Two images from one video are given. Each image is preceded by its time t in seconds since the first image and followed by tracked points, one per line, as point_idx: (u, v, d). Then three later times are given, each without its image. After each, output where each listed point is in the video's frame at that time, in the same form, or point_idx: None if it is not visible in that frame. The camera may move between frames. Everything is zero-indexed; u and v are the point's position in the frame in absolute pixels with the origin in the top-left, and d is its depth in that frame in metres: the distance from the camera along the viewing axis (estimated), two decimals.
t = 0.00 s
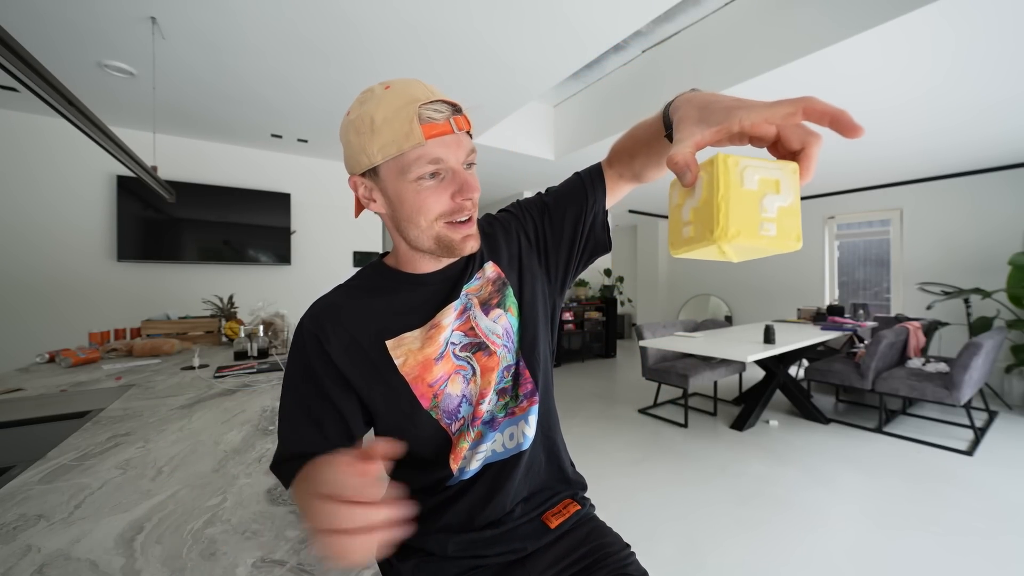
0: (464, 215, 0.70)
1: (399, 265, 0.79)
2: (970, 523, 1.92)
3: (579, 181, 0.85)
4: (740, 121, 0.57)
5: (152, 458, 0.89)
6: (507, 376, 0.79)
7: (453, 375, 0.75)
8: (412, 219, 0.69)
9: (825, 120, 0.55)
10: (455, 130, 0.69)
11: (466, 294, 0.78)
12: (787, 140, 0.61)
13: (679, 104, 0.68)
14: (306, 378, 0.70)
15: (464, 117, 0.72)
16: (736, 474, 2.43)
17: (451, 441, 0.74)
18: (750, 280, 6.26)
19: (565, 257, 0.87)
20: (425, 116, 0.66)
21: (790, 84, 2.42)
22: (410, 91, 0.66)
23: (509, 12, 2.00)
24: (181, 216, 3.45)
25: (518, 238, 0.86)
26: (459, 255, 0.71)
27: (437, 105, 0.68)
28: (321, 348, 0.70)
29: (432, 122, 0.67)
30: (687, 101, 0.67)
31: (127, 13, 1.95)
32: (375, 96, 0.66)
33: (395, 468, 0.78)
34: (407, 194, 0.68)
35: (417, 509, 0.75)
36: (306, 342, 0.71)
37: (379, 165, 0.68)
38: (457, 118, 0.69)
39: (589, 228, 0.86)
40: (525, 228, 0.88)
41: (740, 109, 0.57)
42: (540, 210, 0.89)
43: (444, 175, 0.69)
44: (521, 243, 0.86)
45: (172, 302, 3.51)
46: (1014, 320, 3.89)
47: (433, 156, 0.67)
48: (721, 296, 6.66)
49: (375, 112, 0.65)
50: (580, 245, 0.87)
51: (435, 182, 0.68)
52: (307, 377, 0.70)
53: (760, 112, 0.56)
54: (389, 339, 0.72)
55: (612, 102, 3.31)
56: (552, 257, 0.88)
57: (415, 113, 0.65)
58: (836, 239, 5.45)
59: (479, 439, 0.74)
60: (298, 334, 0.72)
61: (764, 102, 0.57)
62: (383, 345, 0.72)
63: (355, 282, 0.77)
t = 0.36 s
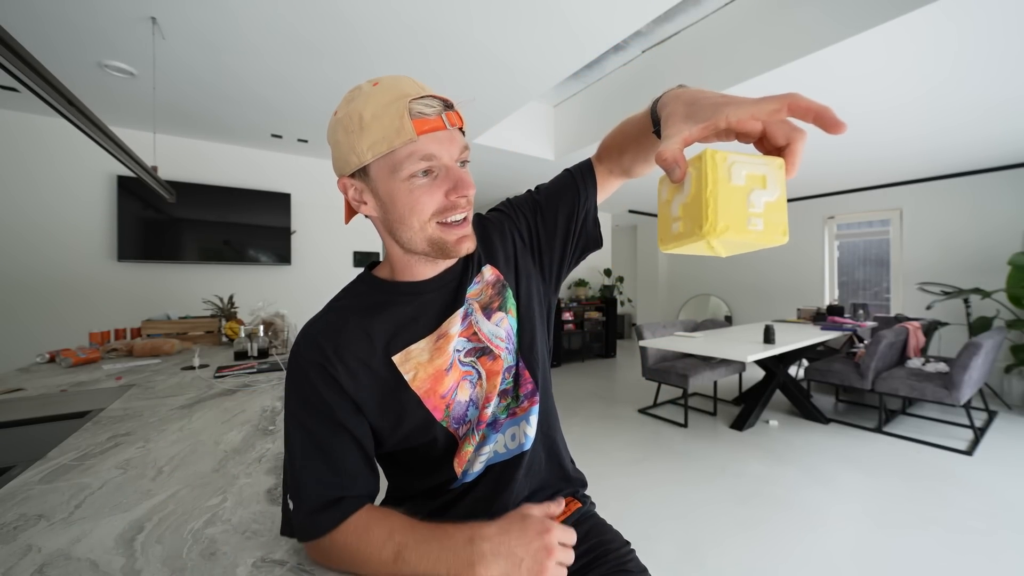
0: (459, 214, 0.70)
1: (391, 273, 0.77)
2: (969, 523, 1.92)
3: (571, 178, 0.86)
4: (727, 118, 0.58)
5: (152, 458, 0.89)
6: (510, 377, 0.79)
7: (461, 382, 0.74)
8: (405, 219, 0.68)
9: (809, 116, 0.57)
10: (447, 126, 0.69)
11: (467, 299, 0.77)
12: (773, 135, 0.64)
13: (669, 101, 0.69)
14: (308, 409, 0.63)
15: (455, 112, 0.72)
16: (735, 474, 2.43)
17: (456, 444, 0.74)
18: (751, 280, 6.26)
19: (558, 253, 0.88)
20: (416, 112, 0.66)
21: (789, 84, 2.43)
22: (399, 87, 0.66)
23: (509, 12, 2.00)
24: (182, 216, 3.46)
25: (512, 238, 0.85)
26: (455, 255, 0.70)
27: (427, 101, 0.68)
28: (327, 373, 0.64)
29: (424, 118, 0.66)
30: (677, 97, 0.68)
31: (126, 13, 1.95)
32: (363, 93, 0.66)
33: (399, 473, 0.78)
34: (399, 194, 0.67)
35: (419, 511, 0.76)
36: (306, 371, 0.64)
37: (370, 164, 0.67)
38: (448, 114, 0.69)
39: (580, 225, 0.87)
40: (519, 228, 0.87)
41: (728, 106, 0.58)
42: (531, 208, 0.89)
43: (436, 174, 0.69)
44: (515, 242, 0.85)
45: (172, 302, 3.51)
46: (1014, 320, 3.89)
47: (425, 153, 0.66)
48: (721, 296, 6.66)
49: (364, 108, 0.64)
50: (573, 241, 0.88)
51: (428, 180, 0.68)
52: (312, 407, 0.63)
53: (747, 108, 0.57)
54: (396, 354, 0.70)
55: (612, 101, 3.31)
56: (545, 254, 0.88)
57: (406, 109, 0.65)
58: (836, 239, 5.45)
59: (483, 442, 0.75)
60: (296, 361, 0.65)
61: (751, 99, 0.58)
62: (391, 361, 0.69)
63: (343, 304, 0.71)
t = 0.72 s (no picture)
0: (446, 233, 0.67)
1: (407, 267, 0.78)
2: (970, 523, 1.92)
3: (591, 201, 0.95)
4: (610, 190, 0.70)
5: (152, 458, 0.89)
6: (521, 392, 0.81)
7: (465, 390, 0.74)
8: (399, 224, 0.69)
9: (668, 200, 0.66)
10: (447, 140, 0.64)
11: (483, 306, 0.78)
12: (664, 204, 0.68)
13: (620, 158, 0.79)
14: (333, 381, 0.62)
15: (469, 122, 0.65)
16: (735, 474, 2.43)
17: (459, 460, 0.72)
18: (751, 280, 6.26)
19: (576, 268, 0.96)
20: (415, 121, 0.63)
21: (787, 85, 2.44)
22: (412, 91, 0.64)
23: (508, 13, 2.00)
24: (182, 216, 3.46)
25: (539, 248, 0.91)
26: (438, 270, 0.70)
27: (436, 111, 0.63)
28: (346, 353, 0.65)
29: (423, 128, 0.63)
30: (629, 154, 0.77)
31: (125, 13, 1.95)
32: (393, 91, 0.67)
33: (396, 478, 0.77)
34: (397, 199, 0.68)
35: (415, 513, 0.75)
36: (327, 350, 0.64)
37: (380, 163, 0.68)
38: (455, 127, 0.64)
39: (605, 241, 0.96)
40: (549, 235, 0.94)
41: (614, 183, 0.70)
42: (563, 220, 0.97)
43: (431, 186, 0.66)
44: (542, 253, 0.92)
45: (172, 302, 3.51)
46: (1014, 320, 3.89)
47: (417, 165, 0.64)
48: (721, 296, 6.66)
49: (382, 108, 0.66)
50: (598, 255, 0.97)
51: (421, 192, 0.66)
52: (338, 384, 0.62)
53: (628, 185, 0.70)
54: (405, 351, 0.70)
55: (611, 101, 3.32)
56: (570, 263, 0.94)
57: (403, 118, 0.62)
58: (836, 239, 5.45)
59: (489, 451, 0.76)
60: (315, 342, 0.65)
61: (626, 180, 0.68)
62: (402, 356, 0.70)
63: (363, 293, 0.73)
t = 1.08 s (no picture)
0: (450, 239, 0.65)
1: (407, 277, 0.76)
2: (970, 523, 1.92)
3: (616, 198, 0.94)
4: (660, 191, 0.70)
5: (152, 458, 0.89)
6: (528, 401, 0.82)
7: (474, 406, 0.75)
8: (401, 228, 0.68)
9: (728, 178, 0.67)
10: (454, 132, 0.63)
11: (493, 318, 0.77)
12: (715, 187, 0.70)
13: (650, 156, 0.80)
14: (311, 420, 0.60)
15: (478, 113, 0.65)
16: (735, 474, 2.43)
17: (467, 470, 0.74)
18: (751, 280, 6.26)
19: (589, 271, 0.95)
20: (419, 113, 0.62)
21: (785, 86, 2.45)
22: (414, 81, 0.63)
23: (507, 13, 2.00)
24: (182, 216, 3.46)
25: (551, 251, 0.89)
26: (443, 280, 0.68)
27: (440, 99, 0.63)
28: (331, 383, 0.62)
29: (427, 119, 0.62)
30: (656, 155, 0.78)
31: (125, 13, 1.95)
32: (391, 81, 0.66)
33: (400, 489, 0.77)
34: (398, 201, 0.67)
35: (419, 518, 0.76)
36: (310, 377, 0.61)
37: (378, 161, 0.67)
38: (462, 118, 0.63)
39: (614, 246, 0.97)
40: (559, 235, 0.92)
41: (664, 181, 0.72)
42: (574, 219, 0.94)
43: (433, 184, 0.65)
44: (555, 256, 0.89)
45: (172, 302, 3.51)
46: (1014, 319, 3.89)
47: (419, 162, 0.63)
48: (721, 296, 6.66)
49: (379, 101, 0.65)
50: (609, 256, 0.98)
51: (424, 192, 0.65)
52: (316, 417, 0.60)
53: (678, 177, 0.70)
54: (409, 370, 0.69)
55: (611, 102, 3.32)
56: (581, 267, 0.93)
57: (405, 109, 0.62)
58: (836, 239, 5.45)
59: (496, 466, 0.76)
60: (298, 372, 0.62)
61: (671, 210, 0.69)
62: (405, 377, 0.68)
63: (355, 307, 0.69)
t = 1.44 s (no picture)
0: (448, 246, 0.65)
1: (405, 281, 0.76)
2: (969, 523, 1.92)
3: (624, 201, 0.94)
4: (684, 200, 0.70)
5: (152, 458, 0.89)
6: (529, 409, 0.82)
7: (473, 415, 0.75)
8: (396, 235, 0.68)
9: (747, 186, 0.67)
10: (449, 131, 0.63)
11: (494, 325, 0.77)
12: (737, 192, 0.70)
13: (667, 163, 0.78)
14: (305, 426, 0.60)
15: (474, 110, 0.65)
16: (734, 474, 2.43)
17: (466, 479, 0.74)
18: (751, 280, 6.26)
19: (593, 275, 0.95)
20: (412, 113, 0.62)
21: (784, 87, 2.45)
22: (405, 79, 0.63)
23: (508, 13, 2.00)
24: (182, 216, 3.46)
25: (556, 256, 0.88)
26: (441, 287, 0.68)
27: (434, 97, 0.63)
28: (325, 388, 0.61)
29: (421, 119, 0.62)
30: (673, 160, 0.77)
31: (126, 13, 1.95)
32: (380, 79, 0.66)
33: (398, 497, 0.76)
34: (392, 207, 0.66)
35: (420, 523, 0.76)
36: (305, 383, 0.61)
37: (370, 163, 0.67)
38: (457, 116, 0.63)
39: (620, 254, 0.98)
40: (565, 239, 0.92)
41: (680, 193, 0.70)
42: (581, 223, 0.94)
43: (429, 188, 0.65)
44: (560, 262, 0.89)
45: (173, 302, 3.51)
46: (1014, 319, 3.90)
47: (413, 166, 0.63)
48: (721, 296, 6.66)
49: (369, 101, 0.64)
50: (614, 262, 0.98)
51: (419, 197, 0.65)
52: (312, 422, 0.60)
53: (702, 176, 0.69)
54: (406, 380, 0.68)
55: (611, 102, 3.33)
56: (586, 271, 0.93)
57: (398, 109, 0.61)
58: (836, 239, 5.45)
59: (496, 475, 0.76)
60: (294, 378, 0.62)
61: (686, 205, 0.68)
62: (402, 386, 0.67)
63: (351, 311, 0.69)
